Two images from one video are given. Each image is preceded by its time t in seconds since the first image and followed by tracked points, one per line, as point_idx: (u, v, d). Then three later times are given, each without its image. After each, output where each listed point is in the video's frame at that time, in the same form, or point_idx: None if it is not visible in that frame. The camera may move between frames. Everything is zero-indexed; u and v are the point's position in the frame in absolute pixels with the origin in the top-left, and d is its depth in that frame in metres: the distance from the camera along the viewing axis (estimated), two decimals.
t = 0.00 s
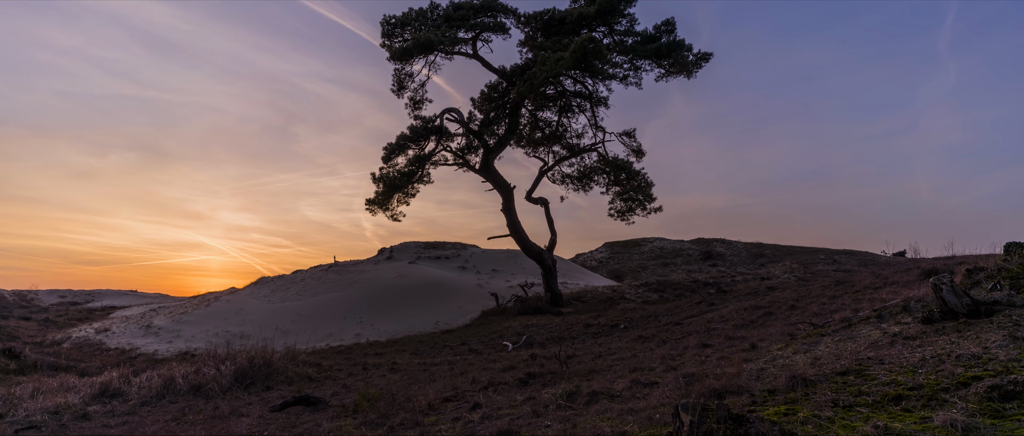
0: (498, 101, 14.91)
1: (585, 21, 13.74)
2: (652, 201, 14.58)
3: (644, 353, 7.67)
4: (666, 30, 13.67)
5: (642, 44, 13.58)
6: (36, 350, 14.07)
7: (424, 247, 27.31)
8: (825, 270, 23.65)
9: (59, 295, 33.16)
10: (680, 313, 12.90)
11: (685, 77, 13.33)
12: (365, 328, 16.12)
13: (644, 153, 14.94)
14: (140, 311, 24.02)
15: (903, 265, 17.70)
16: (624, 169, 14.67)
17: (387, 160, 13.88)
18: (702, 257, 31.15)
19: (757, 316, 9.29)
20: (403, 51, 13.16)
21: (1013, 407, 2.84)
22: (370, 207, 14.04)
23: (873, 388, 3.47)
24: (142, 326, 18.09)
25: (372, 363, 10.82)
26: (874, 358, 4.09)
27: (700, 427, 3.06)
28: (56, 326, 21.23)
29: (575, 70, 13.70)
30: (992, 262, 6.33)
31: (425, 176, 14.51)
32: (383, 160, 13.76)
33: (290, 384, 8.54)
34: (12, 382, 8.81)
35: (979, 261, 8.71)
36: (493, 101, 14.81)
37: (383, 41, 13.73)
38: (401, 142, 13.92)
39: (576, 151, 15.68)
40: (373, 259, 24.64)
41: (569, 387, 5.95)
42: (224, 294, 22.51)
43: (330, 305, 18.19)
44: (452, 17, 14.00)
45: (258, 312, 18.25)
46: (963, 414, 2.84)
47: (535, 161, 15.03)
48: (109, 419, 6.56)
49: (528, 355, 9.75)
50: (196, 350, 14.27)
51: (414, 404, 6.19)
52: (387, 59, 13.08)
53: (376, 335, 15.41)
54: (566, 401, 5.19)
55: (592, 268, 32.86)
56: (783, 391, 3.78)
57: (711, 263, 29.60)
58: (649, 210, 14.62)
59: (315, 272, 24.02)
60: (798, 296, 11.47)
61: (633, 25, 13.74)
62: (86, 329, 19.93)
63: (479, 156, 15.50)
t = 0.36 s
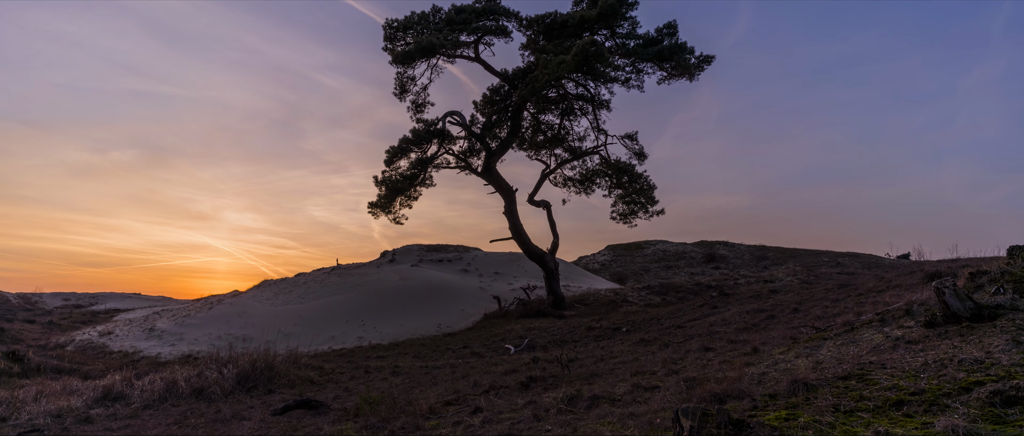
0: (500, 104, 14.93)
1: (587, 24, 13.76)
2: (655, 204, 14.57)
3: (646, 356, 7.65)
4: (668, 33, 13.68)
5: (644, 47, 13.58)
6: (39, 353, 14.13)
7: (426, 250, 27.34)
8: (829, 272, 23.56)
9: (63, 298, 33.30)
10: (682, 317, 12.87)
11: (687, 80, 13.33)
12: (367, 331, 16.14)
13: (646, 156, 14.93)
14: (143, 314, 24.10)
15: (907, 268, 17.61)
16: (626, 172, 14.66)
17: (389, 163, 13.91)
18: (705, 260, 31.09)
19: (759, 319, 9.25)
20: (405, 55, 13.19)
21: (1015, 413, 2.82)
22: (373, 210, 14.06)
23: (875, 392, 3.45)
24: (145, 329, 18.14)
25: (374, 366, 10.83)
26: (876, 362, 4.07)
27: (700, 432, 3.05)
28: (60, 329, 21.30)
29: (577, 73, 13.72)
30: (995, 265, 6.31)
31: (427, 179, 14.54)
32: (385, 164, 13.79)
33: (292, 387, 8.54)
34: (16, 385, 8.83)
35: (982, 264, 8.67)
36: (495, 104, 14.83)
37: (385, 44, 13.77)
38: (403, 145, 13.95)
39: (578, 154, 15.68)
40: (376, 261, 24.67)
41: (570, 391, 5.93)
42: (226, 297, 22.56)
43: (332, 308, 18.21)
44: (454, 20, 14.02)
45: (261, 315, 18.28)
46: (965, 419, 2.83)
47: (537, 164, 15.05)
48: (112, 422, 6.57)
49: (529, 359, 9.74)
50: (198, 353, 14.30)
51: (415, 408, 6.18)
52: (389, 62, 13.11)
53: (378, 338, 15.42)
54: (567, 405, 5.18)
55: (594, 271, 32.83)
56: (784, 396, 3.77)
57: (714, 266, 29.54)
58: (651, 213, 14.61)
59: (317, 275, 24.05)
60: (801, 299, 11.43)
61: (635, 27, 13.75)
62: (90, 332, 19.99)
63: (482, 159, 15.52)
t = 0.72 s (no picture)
0: (502, 107, 14.95)
1: (588, 27, 13.78)
2: (657, 206, 14.55)
3: (648, 360, 7.63)
4: (669, 36, 13.70)
5: (645, 50, 13.61)
6: (42, 356, 14.17)
7: (429, 253, 27.36)
8: (832, 275, 23.48)
9: (67, 301, 33.42)
10: (684, 320, 12.83)
11: (689, 82, 13.33)
12: (369, 334, 16.14)
13: (648, 159, 14.93)
14: (147, 317, 24.16)
15: (911, 270, 17.54)
16: (627, 175, 14.65)
17: (391, 166, 13.94)
18: (708, 262, 31.02)
19: (762, 322, 9.22)
20: (407, 58, 13.20)
21: (1017, 418, 2.80)
22: (375, 213, 14.08)
23: (877, 397, 3.44)
24: (148, 332, 18.18)
25: (375, 369, 10.83)
26: (878, 367, 4.05)
27: None
28: (64, 332, 21.35)
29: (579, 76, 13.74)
30: (998, 268, 6.27)
31: (429, 181, 14.56)
32: (387, 167, 13.81)
33: (294, 391, 8.55)
34: (19, 388, 8.85)
35: (986, 267, 8.64)
36: (497, 107, 14.85)
37: (387, 47, 13.81)
38: (405, 148, 13.98)
39: (580, 156, 15.69)
40: (378, 264, 24.69)
41: (571, 394, 5.92)
42: (229, 300, 22.59)
43: (334, 311, 18.21)
44: (456, 24, 14.05)
45: (264, 318, 18.31)
46: (966, 424, 2.82)
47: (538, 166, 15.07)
48: (114, 425, 6.58)
49: (531, 362, 9.73)
50: (201, 356, 14.32)
51: (416, 411, 6.18)
52: (391, 66, 13.14)
53: (380, 341, 15.41)
54: (568, 409, 5.17)
55: (596, 273, 32.79)
56: (785, 400, 3.75)
57: (717, 268, 29.47)
58: (653, 215, 14.60)
59: (320, 278, 24.10)
60: (804, 302, 11.38)
61: (636, 30, 13.77)
62: (93, 335, 20.04)
63: (483, 162, 15.55)
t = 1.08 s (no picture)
0: (504, 110, 14.95)
1: (590, 30, 13.79)
2: (659, 209, 14.53)
3: (649, 363, 7.61)
4: (671, 38, 13.70)
5: (647, 52, 13.61)
6: (46, 359, 14.21)
7: (431, 255, 27.37)
8: (835, 278, 23.41)
9: (70, 303, 33.50)
10: (687, 323, 12.79)
11: (691, 85, 13.33)
12: (371, 336, 16.14)
13: (650, 161, 14.92)
14: (149, 319, 24.22)
15: (914, 273, 17.48)
16: (629, 177, 14.63)
17: (394, 169, 13.96)
18: (710, 265, 30.95)
19: (764, 325, 9.20)
20: (409, 61, 13.24)
21: (1019, 424, 2.78)
22: (377, 216, 14.10)
23: (879, 401, 3.42)
24: (151, 335, 18.23)
25: (377, 372, 10.83)
26: (879, 371, 4.03)
27: None
28: (67, 334, 21.40)
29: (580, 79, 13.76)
30: (1001, 272, 6.24)
31: (431, 184, 14.57)
32: (389, 170, 13.84)
33: (296, 394, 8.55)
34: (22, 391, 8.88)
35: (990, 270, 8.61)
36: (498, 110, 14.86)
37: (389, 51, 13.85)
38: (407, 151, 14.00)
39: (582, 159, 15.68)
40: (380, 267, 24.71)
41: (572, 398, 5.90)
42: (232, 303, 22.64)
43: (336, 314, 18.23)
44: (457, 27, 14.08)
45: (266, 321, 18.33)
46: (968, 430, 2.80)
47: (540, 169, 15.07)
48: (116, 428, 6.60)
49: (533, 365, 9.71)
50: (203, 359, 14.35)
51: (417, 415, 6.17)
52: (393, 69, 13.17)
53: (382, 344, 15.42)
54: (569, 413, 5.15)
55: (598, 276, 32.75)
56: (787, 405, 3.74)
57: (719, 271, 29.39)
58: (655, 218, 14.58)
59: (322, 281, 24.12)
60: (806, 305, 11.34)
61: (638, 33, 13.78)
62: (96, 338, 20.08)
63: (486, 165, 15.57)
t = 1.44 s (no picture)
0: (505, 113, 14.95)
1: (592, 33, 13.80)
2: (661, 212, 14.51)
3: (651, 366, 7.60)
4: (673, 41, 13.70)
5: (649, 55, 13.62)
6: (49, 362, 14.24)
7: (433, 258, 27.39)
8: (838, 280, 23.35)
9: (74, 306, 33.60)
10: (689, 326, 12.76)
11: (693, 88, 13.33)
12: (373, 340, 16.14)
13: (651, 164, 14.90)
14: (152, 322, 24.24)
15: (918, 276, 17.42)
16: (631, 180, 14.61)
17: (396, 172, 13.98)
18: (713, 268, 30.89)
19: (766, 328, 9.17)
20: (411, 65, 13.27)
21: (1022, 430, 2.76)
22: (379, 219, 14.11)
23: (880, 406, 3.41)
24: (153, 338, 18.27)
25: (379, 376, 10.83)
26: (881, 375, 4.01)
27: None
28: (70, 337, 21.46)
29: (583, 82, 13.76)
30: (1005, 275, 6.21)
31: (433, 187, 14.58)
32: (391, 173, 13.86)
33: (297, 397, 8.56)
34: (25, 394, 8.90)
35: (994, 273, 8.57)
36: (501, 113, 14.88)
37: (391, 54, 13.90)
38: (409, 154, 14.01)
39: (584, 162, 15.68)
40: (382, 270, 24.73)
41: (573, 402, 5.88)
42: (234, 306, 22.68)
43: (338, 317, 18.24)
44: (459, 30, 14.12)
45: (268, 324, 18.35)
46: None
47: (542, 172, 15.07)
48: (118, 432, 6.61)
49: (535, 369, 9.69)
50: (206, 362, 14.37)
51: (418, 419, 6.16)
52: (395, 72, 13.20)
53: (384, 347, 15.41)
54: (570, 417, 5.14)
55: (601, 279, 32.70)
56: (788, 409, 3.72)
57: (722, 273, 29.32)
58: (657, 221, 14.56)
59: (324, 283, 24.16)
60: (809, 308, 11.29)
61: (640, 36, 13.80)
62: (99, 341, 20.12)
63: (488, 168, 15.59)
